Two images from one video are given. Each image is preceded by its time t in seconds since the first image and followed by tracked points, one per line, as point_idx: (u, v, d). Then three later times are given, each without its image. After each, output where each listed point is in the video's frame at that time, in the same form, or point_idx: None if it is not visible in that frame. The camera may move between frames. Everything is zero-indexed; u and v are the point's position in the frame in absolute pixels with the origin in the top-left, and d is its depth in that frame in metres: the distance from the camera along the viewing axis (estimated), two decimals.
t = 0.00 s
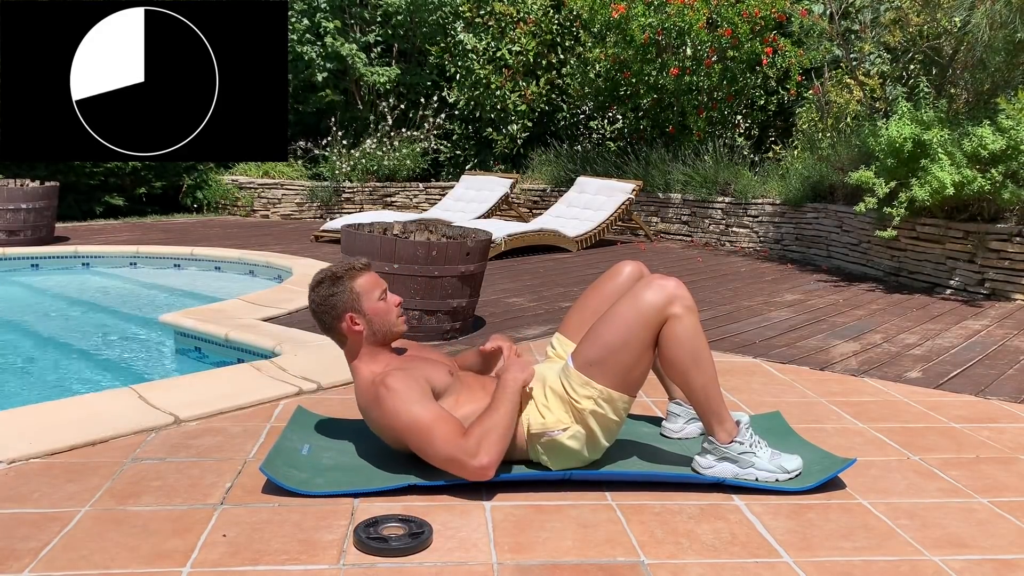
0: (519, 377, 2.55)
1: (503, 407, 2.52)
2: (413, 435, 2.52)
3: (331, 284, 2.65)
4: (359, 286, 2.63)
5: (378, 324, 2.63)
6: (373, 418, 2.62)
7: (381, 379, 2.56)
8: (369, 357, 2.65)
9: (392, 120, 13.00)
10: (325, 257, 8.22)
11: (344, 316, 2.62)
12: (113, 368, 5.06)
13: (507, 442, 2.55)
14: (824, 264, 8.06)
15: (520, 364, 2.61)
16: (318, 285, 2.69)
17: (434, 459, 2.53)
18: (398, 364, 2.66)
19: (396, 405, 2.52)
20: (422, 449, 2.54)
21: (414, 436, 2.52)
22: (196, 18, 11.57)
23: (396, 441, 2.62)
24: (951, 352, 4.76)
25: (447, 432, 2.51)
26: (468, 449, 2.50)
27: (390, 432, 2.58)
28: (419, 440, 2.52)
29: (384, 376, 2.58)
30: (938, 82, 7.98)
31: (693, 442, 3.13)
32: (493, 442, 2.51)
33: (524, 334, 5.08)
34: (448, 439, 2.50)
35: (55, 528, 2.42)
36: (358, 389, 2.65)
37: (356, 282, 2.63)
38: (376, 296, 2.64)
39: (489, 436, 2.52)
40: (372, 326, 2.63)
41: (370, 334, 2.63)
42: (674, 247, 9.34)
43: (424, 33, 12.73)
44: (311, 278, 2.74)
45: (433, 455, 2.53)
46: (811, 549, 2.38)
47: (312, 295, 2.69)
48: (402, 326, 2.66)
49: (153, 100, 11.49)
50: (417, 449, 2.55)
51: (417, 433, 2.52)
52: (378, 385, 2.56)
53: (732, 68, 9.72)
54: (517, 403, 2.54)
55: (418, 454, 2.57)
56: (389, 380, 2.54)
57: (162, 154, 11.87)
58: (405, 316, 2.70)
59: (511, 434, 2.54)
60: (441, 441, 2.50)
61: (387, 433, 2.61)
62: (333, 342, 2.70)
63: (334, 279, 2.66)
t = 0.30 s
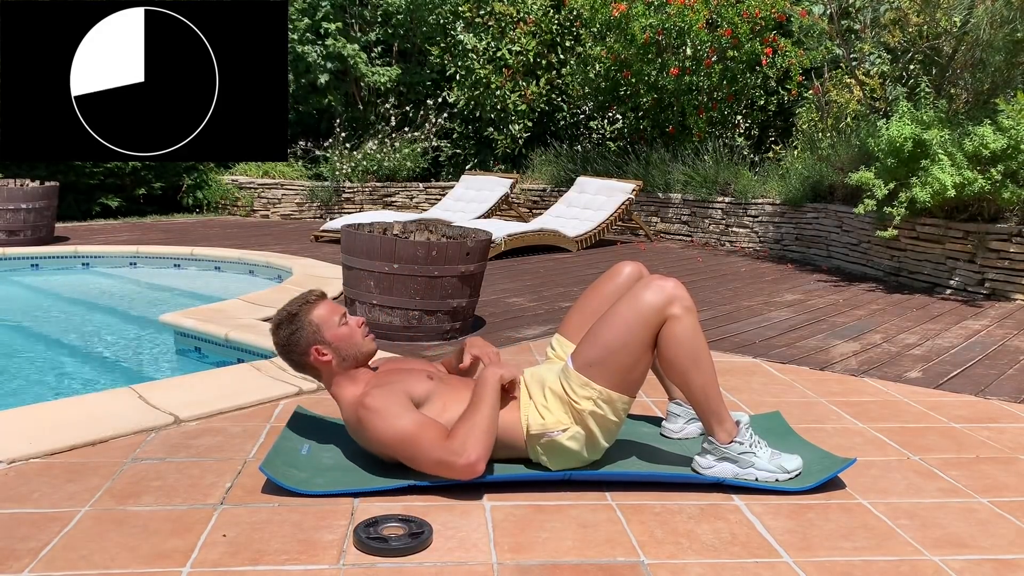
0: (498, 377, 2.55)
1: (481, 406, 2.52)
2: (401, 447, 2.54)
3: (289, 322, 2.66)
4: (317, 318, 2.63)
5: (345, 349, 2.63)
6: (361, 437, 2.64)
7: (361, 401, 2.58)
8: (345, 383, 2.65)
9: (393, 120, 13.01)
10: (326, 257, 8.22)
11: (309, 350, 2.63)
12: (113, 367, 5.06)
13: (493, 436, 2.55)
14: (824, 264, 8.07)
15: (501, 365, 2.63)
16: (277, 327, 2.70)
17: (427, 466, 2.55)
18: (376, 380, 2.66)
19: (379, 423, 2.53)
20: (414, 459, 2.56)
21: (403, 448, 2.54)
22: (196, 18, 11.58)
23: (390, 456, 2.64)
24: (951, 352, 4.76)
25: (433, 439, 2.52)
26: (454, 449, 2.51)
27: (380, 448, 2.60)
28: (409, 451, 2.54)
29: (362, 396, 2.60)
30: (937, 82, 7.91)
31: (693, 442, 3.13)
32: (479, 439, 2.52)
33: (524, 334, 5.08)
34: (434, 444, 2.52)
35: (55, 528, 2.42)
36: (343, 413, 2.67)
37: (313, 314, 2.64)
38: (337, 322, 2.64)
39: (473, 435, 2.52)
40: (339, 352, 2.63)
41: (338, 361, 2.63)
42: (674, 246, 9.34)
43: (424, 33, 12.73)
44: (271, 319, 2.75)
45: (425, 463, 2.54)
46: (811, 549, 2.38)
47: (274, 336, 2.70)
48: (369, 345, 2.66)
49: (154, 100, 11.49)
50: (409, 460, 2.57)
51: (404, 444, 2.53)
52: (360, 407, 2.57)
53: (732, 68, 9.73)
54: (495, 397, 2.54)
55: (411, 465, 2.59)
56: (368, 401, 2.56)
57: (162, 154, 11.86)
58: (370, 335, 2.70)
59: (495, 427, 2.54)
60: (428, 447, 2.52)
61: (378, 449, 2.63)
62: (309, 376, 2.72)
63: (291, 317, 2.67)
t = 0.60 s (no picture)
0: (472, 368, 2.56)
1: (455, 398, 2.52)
2: (388, 451, 2.55)
3: (260, 363, 2.67)
4: (285, 351, 2.64)
5: (320, 372, 2.62)
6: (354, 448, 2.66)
7: (346, 415, 2.60)
8: (329, 405, 2.66)
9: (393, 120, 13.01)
10: (326, 257, 8.22)
11: (286, 383, 2.64)
12: (113, 367, 5.06)
13: (474, 426, 2.53)
14: (824, 264, 8.07)
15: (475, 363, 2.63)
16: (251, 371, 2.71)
17: (416, 464, 2.55)
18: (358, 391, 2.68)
19: (363, 432, 2.56)
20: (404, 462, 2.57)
21: (391, 452, 2.55)
22: (196, 18, 11.58)
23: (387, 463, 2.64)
24: (951, 352, 4.76)
25: (415, 438, 2.51)
26: (435, 443, 2.49)
27: (373, 456, 2.61)
28: (397, 454, 2.55)
29: (345, 410, 2.62)
30: (938, 82, 7.94)
31: (693, 442, 3.13)
32: (457, 429, 2.49)
33: (524, 334, 5.08)
34: (417, 441, 2.51)
35: (55, 528, 2.42)
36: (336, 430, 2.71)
37: (281, 347, 2.65)
38: (306, 348, 2.64)
39: (451, 426, 2.50)
40: (316, 377, 2.62)
41: (317, 387, 2.63)
42: (674, 247, 9.34)
43: (425, 33, 12.72)
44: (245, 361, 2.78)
45: (416, 463, 2.54)
46: (812, 549, 2.38)
47: (251, 379, 2.71)
48: (342, 361, 2.65)
49: (153, 100, 11.49)
50: (400, 463, 2.58)
51: (390, 447, 2.55)
52: (346, 421, 2.59)
53: (732, 68, 9.73)
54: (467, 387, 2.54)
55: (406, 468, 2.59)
56: (351, 413, 2.58)
57: (163, 154, 11.85)
58: (342, 352, 2.68)
59: (474, 416, 2.53)
60: (412, 445, 2.52)
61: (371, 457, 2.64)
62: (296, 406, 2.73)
63: (261, 357, 2.68)
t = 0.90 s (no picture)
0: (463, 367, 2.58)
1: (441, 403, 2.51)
2: (375, 456, 2.56)
3: (246, 398, 2.77)
4: (266, 379, 2.73)
5: (304, 391, 2.70)
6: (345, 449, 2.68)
7: (335, 425, 2.63)
8: (321, 420, 2.73)
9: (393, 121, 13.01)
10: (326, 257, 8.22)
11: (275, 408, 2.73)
12: (113, 367, 5.06)
13: (460, 429, 2.52)
14: (824, 264, 8.07)
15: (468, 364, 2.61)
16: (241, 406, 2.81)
17: (402, 471, 2.55)
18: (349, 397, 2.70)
19: (353, 439, 2.58)
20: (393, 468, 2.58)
21: (378, 457, 2.56)
22: (196, 18, 11.58)
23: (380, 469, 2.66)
24: (951, 352, 4.76)
25: (401, 445, 2.52)
26: (418, 449, 2.49)
27: (362, 461, 2.63)
28: (384, 461, 2.56)
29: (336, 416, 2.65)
30: (938, 82, 7.94)
31: (693, 442, 3.13)
32: (441, 434, 2.49)
33: (524, 334, 5.08)
34: (402, 447, 2.52)
35: (55, 528, 2.42)
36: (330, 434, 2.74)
37: (261, 375, 2.74)
38: (284, 371, 2.73)
39: (435, 432, 2.49)
40: (302, 397, 2.70)
41: (305, 406, 2.71)
42: (674, 246, 9.34)
43: (425, 33, 12.72)
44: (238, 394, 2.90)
45: (403, 470, 2.54)
46: (812, 549, 2.38)
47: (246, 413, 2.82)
48: (324, 374, 2.72)
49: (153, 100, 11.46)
50: (387, 467, 2.58)
51: (377, 452, 2.55)
52: (336, 429, 2.63)
53: (732, 68, 9.73)
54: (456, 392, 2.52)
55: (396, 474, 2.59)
56: (339, 422, 2.61)
57: (163, 154, 11.84)
58: (321, 365, 2.75)
59: (461, 421, 2.52)
60: (397, 451, 2.52)
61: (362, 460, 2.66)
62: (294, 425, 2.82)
63: (247, 389, 2.78)
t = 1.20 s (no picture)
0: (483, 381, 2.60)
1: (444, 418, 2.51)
2: (366, 463, 2.56)
3: (242, 412, 2.80)
4: (260, 392, 2.75)
5: (298, 400, 2.72)
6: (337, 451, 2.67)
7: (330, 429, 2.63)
8: (319, 426, 2.75)
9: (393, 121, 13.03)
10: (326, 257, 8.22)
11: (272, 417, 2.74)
12: (112, 367, 5.06)
13: (455, 446, 2.50)
14: (824, 264, 8.07)
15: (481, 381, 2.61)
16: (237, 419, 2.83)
17: (390, 481, 2.55)
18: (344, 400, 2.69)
19: (346, 444, 2.57)
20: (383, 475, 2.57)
21: (369, 465, 2.56)
22: (196, 18, 11.57)
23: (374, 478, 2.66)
24: (951, 352, 4.76)
25: (394, 455, 2.51)
26: (413, 460, 2.49)
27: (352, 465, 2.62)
28: (374, 469, 2.55)
29: (330, 420, 2.64)
30: (938, 82, 7.94)
31: (693, 442, 3.13)
32: (438, 448, 2.48)
33: (524, 334, 5.08)
34: (394, 457, 2.51)
35: (55, 528, 2.42)
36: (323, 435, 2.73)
37: (255, 388, 2.76)
38: (276, 383, 2.74)
39: (433, 445, 2.49)
40: (298, 407, 2.72)
41: (301, 415, 2.73)
42: (674, 247, 9.34)
43: (425, 33, 12.72)
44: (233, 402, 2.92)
45: (392, 480, 2.54)
46: (812, 549, 2.38)
47: (243, 425, 2.84)
48: (317, 381, 2.73)
49: (153, 100, 11.47)
50: (375, 474, 2.57)
51: (369, 459, 2.55)
52: (330, 433, 2.63)
53: (732, 68, 9.74)
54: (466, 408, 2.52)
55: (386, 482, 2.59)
56: (334, 426, 2.61)
57: (163, 154, 11.84)
58: (314, 372, 2.76)
59: (462, 437, 2.51)
60: (388, 460, 2.52)
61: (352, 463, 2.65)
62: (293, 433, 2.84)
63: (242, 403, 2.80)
